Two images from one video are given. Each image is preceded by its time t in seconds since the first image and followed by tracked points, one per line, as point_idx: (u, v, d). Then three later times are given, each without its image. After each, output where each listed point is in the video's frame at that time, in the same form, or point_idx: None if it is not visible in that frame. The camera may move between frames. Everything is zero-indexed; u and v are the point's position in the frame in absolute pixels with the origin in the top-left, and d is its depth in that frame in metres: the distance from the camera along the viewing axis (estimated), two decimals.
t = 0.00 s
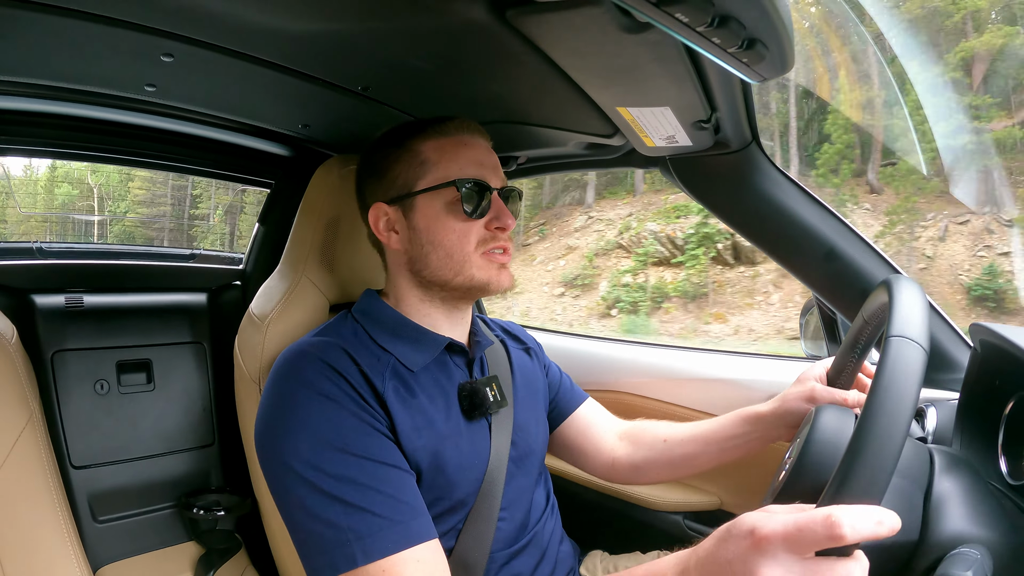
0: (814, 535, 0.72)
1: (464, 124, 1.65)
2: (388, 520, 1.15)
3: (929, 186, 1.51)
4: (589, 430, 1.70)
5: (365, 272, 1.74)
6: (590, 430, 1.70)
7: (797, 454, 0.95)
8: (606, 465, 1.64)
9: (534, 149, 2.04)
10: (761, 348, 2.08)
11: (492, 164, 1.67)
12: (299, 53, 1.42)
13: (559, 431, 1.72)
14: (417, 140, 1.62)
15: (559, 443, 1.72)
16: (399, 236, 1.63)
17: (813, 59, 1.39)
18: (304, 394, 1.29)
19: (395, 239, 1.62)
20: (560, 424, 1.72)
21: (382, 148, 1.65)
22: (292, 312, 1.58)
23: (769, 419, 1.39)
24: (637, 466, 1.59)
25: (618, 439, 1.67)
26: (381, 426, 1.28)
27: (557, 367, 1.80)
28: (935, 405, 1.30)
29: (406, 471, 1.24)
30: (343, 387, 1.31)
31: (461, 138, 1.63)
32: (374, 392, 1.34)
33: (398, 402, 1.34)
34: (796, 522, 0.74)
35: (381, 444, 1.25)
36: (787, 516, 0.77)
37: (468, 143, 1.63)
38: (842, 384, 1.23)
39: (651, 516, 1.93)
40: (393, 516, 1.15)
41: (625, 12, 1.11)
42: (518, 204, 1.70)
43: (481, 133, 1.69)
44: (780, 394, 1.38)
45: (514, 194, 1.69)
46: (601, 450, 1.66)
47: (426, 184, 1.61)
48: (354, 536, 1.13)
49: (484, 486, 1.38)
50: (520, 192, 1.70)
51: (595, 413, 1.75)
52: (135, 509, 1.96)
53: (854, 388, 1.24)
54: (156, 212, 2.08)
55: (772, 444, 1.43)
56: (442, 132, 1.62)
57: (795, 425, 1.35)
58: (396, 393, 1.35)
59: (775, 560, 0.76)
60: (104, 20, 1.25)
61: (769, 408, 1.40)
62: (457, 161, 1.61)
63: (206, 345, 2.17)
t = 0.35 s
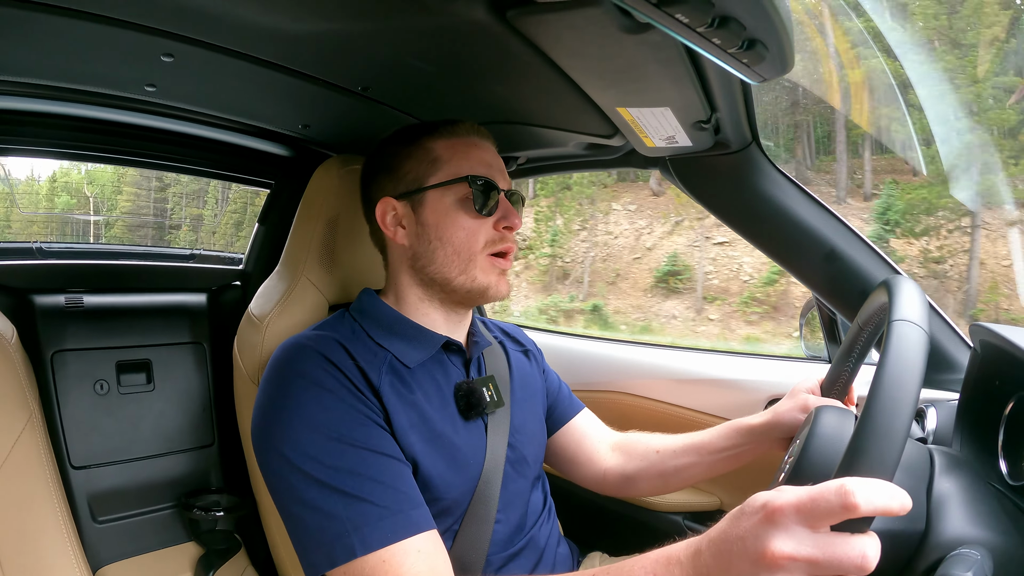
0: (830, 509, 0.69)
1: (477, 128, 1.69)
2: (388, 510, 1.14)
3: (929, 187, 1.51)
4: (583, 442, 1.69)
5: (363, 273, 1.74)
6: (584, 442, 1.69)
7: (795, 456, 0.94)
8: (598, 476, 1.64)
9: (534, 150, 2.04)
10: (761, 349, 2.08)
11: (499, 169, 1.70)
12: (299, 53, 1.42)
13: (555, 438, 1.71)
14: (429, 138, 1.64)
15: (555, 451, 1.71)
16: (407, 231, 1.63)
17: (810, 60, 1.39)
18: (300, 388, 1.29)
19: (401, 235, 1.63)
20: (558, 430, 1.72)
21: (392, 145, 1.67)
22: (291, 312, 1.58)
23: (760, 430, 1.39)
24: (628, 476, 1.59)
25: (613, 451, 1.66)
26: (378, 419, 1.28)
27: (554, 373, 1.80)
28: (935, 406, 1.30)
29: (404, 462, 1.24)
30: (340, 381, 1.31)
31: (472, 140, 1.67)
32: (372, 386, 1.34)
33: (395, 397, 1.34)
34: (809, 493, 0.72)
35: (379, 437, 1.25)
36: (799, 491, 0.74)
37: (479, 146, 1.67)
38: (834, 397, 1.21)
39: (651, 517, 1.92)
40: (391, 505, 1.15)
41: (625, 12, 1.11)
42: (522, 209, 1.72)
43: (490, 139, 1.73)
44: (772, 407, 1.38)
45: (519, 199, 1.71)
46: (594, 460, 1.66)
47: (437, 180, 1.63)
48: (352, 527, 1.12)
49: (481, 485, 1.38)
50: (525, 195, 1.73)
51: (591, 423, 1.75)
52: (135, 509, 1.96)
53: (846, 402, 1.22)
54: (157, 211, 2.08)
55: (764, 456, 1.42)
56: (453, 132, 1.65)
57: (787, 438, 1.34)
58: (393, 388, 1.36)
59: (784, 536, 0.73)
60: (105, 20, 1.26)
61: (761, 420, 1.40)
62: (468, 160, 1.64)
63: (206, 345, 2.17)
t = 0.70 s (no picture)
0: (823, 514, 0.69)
1: (482, 128, 1.69)
2: (390, 510, 1.14)
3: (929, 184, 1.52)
4: (586, 438, 1.70)
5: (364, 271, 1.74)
6: (587, 438, 1.70)
7: (796, 455, 0.94)
8: (601, 473, 1.64)
9: (535, 148, 2.04)
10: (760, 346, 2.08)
11: (504, 169, 1.71)
12: (299, 53, 1.42)
13: (559, 434, 1.71)
14: (434, 136, 1.64)
15: (557, 448, 1.72)
16: (411, 227, 1.63)
17: (810, 59, 1.39)
18: (303, 386, 1.29)
19: (406, 231, 1.63)
20: (560, 428, 1.72)
21: (396, 143, 1.67)
22: (292, 312, 1.58)
23: (762, 433, 1.38)
24: (632, 472, 1.59)
25: (616, 448, 1.67)
26: (381, 418, 1.28)
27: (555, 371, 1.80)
28: (935, 403, 1.30)
29: (405, 461, 1.24)
30: (343, 379, 1.32)
31: (477, 140, 1.67)
32: (374, 385, 1.34)
33: (398, 395, 1.35)
34: (803, 499, 0.72)
35: (381, 436, 1.25)
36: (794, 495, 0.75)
37: (484, 145, 1.67)
38: (835, 395, 1.21)
39: (652, 515, 1.93)
40: (393, 505, 1.15)
41: (625, 11, 1.11)
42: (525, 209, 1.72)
43: (496, 141, 1.73)
44: (774, 407, 1.37)
45: (521, 198, 1.71)
46: (598, 457, 1.66)
47: (442, 177, 1.63)
48: (355, 526, 1.13)
49: (482, 483, 1.38)
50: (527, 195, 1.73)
51: (594, 419, 1.75)
52: (136, 508, 1.96)
53: (846, 399, 1.21)
54: (158, 212, 2.08)
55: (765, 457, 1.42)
56: (460, 132, 1.65)
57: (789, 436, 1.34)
58: (395, 386, 1.36)
59: (778, 539, 0.74)
60: (103, 20, 1.25)
61: (764, 422, 1.39)
62: (472, 159, 1.64)
63: (206, 345, 2.17)
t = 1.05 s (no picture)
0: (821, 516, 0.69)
1: (476, 131, 1.70)
2: (389, 511, 1.14)
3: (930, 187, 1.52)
4: (584, 443, 1.69)
5: (364, 272, 1.74)
6: (586, 444, 1.69)
7: (795, 457, 0.94)
8: (600, 477, 1.64)
9: (534, 150, 2.04)
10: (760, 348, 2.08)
11: (496, 169, 1.71)
12: (299, 53, 1.42)
13: (556, 438, 1.71)
14: (428, 138, 1.65)
15: (556, 451, 1.71)
16: (405, 228, 1.63)
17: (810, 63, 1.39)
18: (302, 388, 1.29)
19: (400, 231, 1.62)
20: (559, 431, 1.72)
21: (390, 146, 1.68)
22: (291, 312, 1.58)
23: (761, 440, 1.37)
24: (632, 478, 1.59)
25: (615, 451, 1.66)
26: (379, 419, 1.28)
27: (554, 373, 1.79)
28: (934, 406, 1.30)
29: (404, 462, 1.24)
30: (341, 380, 1.31)
31: (471, 141, 1.68)
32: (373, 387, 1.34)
33: (396, 397, 1.34)
34: (801, 499, 0.72)
35: (380, 437, 1.24)
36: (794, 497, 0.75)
37: (476, 147, 1.68)
38: (832, 400, 1.21)
39: (651, 517, 1.93)
40: (391, 505, 1.15)
41: (625, 12, 1.11)
42: (519, 209, 1.72)
43: (487, 141, 1.73)
44: (771, 413, 1.37)
45: (515, 199, 1.71)
46: (596, 460, 1.66)
47: (436, 178, 1.63)
48: (354, 527, 1.13)
49: (481, 484, 1.38)
50: (520, 197, 1.74)
51: (593, 421, 1.75)
52: (135, 509, 1.96)
53: (845, 404, 1.21)
54: (157, 212, 2.08)
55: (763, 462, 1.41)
56: (452, 133, 1.66)
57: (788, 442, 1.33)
58: (394, 387, 1.36)
59: (777, 540, 0.73)
60: (105, 20, 1.26)
61: (762, 427, 1.38)
62: (466, 161, 1.64)
63: (205, 345, 2.17)
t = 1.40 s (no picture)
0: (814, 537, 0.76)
1: (473, 129, 1.70)
2: (319, 541, 1.17)
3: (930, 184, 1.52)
4: (586, 443, 1.70)
5: (365, 272, 1.74)
6: (587, 442, 1.70)
7: (796, 455, 0.94)
8: (601, 476, 1.66)
9: (534, 149, 2.04)
10: (760, 346, 2.08)
11: (496, 167, 1.71)
12: (299, 53, 1.42)
13: (559, 437, 1.70)
14: (427, 138, 1.65)
15: (557, 453, 1.71)
16: (406, 227, 1.63)
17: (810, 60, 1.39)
18: (291, 392, 1.29)
19: (401, 231, 1.62)
20: (561, 430, 1.71)
21: (389, 147, 1.69)
22: (292, 311, 1.58)
23: (760, 444, 1.36)
24: (632, 479, 1.60)
25: (614, 451, 1.68)
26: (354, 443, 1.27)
27: (556, 375, 1.79)
28: (935, 404, 1.30)
29: (362, 493, 1.24)
30: (332, 389, 1.31)
31: (468, 139, 1.68)
32: (363, 401, 1.32)
33: (386, 416, 1.32)
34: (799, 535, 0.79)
35: (345, 464, 1.24)
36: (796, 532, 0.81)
37: (475, 145, 1.68)
38: (831, 401, 1.21)
39: (652, 515, 1.94)
40: (324, 539, 1.17)
41: (625, 11, 1.11)
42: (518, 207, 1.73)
43: (487, 138, 1.73)
44: (769, 416, 1.36)
45: (514, 199, 1.72)
46: (597, 460, 1.67)
47: (434, 178, 1.63)
48: (281, 541, 1.17)
49: (480, 486, 1.38)
50: (520, 196, 1.74)
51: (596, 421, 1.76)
52: (136, 509, 1.97)
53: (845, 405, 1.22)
54: (157, 212, 2.08)
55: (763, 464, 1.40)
56: (450, 132, 1.66)
57: (785, 446, 1.32)
58: (389, 400, 1.34)
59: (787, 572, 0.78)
60: (105, 20, 1.26)
61: (759, 431, 1.37)
62: (465, 160, 1.65)
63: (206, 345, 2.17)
